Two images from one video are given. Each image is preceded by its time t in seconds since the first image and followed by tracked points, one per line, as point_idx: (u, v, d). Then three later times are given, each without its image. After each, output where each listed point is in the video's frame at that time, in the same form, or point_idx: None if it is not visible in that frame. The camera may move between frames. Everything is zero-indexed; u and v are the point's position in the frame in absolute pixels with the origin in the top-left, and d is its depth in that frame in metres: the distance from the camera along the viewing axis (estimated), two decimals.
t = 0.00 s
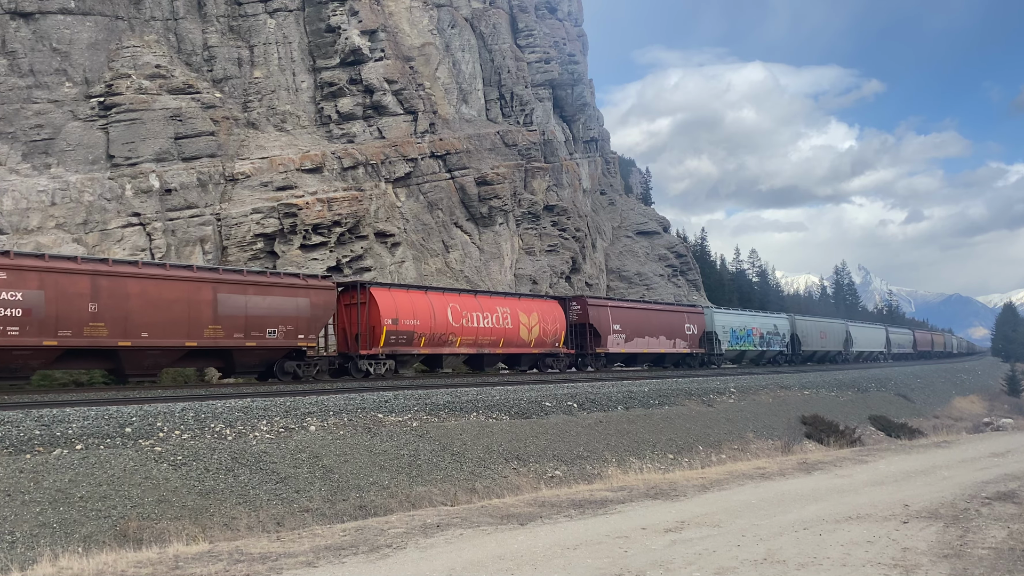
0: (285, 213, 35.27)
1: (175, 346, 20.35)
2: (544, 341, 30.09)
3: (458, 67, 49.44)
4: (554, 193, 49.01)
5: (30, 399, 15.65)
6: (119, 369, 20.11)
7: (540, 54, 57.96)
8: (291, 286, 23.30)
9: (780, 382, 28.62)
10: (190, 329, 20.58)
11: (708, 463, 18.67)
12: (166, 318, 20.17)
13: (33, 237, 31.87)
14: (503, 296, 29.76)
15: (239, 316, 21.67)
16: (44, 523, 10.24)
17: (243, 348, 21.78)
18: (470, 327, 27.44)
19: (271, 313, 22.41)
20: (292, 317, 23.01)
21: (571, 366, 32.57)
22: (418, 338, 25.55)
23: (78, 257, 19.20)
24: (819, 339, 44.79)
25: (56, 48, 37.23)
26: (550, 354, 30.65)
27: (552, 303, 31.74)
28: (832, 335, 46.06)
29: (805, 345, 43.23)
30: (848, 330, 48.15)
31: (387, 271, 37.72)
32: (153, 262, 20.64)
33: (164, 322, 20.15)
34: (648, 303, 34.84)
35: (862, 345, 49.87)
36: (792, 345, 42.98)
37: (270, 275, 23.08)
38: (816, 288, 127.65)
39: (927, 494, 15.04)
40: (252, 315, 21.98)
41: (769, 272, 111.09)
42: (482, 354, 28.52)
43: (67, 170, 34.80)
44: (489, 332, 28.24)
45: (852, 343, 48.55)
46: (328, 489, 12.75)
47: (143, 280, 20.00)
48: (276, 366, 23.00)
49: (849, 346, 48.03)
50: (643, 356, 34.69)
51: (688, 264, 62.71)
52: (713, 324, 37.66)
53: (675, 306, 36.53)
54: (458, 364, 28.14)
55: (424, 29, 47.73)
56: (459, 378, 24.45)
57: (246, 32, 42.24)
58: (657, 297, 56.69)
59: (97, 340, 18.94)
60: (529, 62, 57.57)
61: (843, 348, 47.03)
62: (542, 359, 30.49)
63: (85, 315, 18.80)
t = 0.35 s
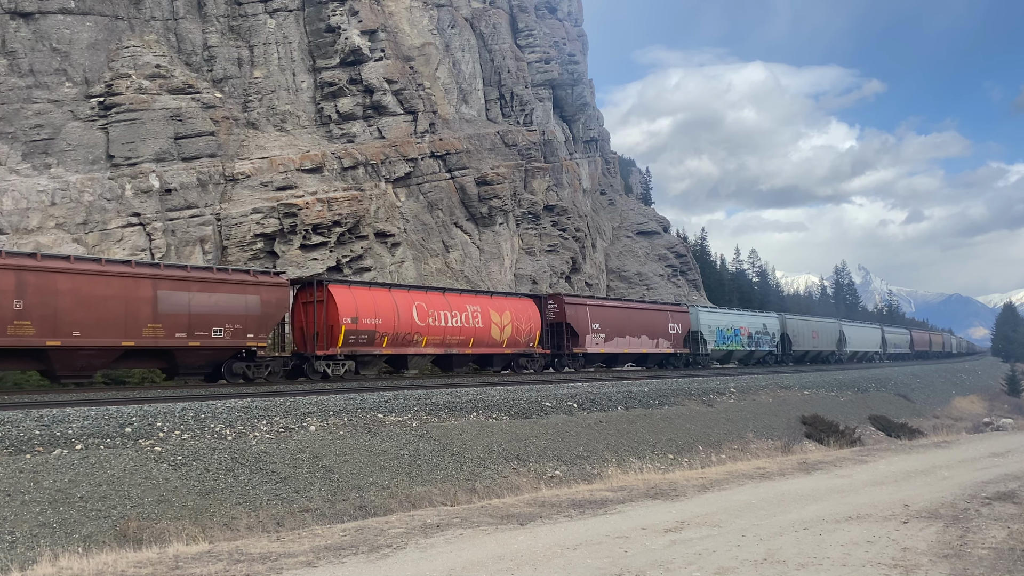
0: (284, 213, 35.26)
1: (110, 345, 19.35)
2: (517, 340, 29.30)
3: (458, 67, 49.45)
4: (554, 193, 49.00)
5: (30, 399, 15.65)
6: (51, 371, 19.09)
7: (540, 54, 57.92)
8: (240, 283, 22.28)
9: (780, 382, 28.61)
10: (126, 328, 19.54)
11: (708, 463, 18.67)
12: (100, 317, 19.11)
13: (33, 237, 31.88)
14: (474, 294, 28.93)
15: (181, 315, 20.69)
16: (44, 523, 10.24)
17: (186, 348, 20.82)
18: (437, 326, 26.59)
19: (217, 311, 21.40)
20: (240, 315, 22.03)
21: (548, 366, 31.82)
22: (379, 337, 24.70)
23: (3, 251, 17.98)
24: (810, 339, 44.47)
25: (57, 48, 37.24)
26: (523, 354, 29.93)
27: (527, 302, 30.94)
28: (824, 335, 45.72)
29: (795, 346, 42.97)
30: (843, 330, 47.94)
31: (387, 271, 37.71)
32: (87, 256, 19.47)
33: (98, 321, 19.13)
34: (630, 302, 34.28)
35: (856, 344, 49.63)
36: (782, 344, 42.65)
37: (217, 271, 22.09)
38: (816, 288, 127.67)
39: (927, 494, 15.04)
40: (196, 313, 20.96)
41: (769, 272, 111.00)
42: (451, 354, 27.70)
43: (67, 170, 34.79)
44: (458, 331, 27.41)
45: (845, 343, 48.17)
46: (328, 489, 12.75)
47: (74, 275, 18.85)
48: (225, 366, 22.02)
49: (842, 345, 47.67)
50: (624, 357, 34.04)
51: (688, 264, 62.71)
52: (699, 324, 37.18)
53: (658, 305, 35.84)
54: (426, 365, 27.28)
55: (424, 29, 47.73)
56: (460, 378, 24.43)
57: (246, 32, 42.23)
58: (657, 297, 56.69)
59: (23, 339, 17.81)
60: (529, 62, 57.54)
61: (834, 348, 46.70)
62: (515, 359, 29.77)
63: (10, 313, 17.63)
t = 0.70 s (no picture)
0: (284, 213, 35.25)
1: (36, 346, 18.12)
2: (486, 340, 28.34)
3: (458, 67, 49.46)
4: (554, 193, 48.97)
5: (30, 399, 15.66)
6: None
7: (540, 54, 57.90)
8: (179, 279, 21.08)
9: (780, 382, 28.61)
10: (52, 328, 18.31)
11: (708, 463, 18.66)
12: (22, 315, 17.85)
13: (33, 237, 31.88)
14: (440, 292, 27.89)
15: (114, 313, 19.53)
16: (44, 523, 10.24)
17: (120, 349, 19.64)
18: (400, 325, 25.58)
19: (152, 309, 20.21)
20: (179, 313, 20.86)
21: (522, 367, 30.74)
22: (336, 337, 23.69)
23: None
24: (800, 339, 44.14)
25: (57, 48, 37.24)
26: (494, 354, 29.02)
27: (498, 301, 29.82)
28: (815, 335, 45.33)
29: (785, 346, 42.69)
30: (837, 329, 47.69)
31: (387, 272, 37.70)
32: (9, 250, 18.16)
33: (21, 319, 17.86)
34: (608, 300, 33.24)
35: (850, 344, 49.29)
36: (772, 344, 42.17)
37: (155, 268, 20.92)
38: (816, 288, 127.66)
39: (927, 494, 15.04)
40: (130, 311, 19.78)
41: (769, 272, 110.96)
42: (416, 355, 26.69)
43: (67, 170, 34.80)
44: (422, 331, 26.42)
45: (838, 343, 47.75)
46: (328, 489, 12.75)
47: None
48: (164, 368, 20.87)
49: (835, 345, 47.25)
50: (603, 357, 33.10)
51: (688, 264, 62.71)
52: (683, 323, 36.43)
53: (640, 303, 34.82)
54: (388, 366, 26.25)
55: (424, 29, 47.72)
56: (460, 378, 24.43)
57: (246, 32, 42.22)
58: (658, 297, 56.70)
59: None
60: (529, 62, 57.53)
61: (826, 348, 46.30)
62: (485, 359, 28.84)
63: None
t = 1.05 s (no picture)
0: (284, 213, 35.25)
1: None
2: (451, 340, 27.21)
3: (458, 67, 49.46)
4: (554, 193, 48.97)
5: (30, 399, 15.65)
6: None
7: (540, 54, 57.88)
8: (109, 274, 19.64)
9: (780, 382, 28.61)
10: None
11: (708, 463, 18.66)
12: None
13: (33, 237, 31.88)
14: (402, 289, 26.66)
15: (35, 310, 18.15)
16: (44, 523, 10.24)
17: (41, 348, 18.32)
18: (356, 324, 24.40)
19: (78, 307, 18.85)
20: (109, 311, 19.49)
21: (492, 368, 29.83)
22: (284, 337, 22.51)
23: None
24: (790, 339, 43.67)
25: (56, 48, 37.23)
26: (461, 355, 27.88)
27: (466, 299, 28.90)
28: (806, 335, 44.86)
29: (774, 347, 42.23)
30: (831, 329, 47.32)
31: (387, 272, 37.67)
32: None
33: None
34: (585, 299, 32.42)
35: (843, 344, 48.88)
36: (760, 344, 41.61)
37: (82, 260, 19.39)
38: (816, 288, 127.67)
39: (927, 494, 15.04)
40: (53, 309, 18.42)
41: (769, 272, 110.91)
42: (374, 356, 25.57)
43: (67, 170, 34.78)
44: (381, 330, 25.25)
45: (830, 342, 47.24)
46: (328, 489, 12.75)
47: None
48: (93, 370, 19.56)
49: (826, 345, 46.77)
50: (579, 357, 32.25)
51: (688, 264, 62.70)
52: (665, 322, 35.60)
53: (619, 302, 33.85)
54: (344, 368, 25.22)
55: (424, 28, 47.70)
56: (460, 378, 24.41)
57: (246, 32, 42.20)
58: (658, 297, 56.70)
59: None
60: (529, 62, 57.51)
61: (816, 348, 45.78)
62: (451, 360, 27.68)
63: None
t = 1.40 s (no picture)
0: (284, 213, 35.27)
1: None
2: (415, 340, 26.02)
3: (458, 67, 49.45)
4: (554, 193, 48.95)
5: (30, 399, 15.66)
6: None
7: (540, 54, 57.87)
8: (32, 270, 18.79)
9: (780, 382, 28.60)
10: None
11: (708, 463, 18.66)
12: None
13: (33, 237, 31.90)
14: (363, 286, 25.49)
15: None
16: (44, 523, 10.24)
17: None
18: (308, 323, 23.29)
19: None
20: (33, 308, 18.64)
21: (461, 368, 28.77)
22: (228, 337, 21.44)
23: None
24: (779, 339, 42.85)
25: (57, 48, 37.23)
26: (426, 355, 26.71)
27: (433, 297, 27.79)
28: (796, 335, 44.06)
29: (763, 347, 41.42)
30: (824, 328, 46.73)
31: (387, 272, 37.63)
32: None
33: None
34: (560, 297, 31.47)
35: (836, 344, 48.31)
36: (748, 343, 40.89)
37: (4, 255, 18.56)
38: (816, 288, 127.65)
39: (928, 494, 15.04)
40: None
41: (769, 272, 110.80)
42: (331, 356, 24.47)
43: (67, 170, 34.78)
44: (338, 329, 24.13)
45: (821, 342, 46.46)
46: (328, 489, 12.75)
47: None
48: (17, 371, 18.61)
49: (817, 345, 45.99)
50: (554, 358, 31.25)
51: (688, 264, 62.68)
52: (646, 322, 34.74)
53: (596, 300, 33.00)
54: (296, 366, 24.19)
55: (424, 28, 47.69)
56: (461, 378, 24.42)
57: (246, 32, 42.19)
58: (658, 297, 56.70)
59: None
60: (529, 62, 57.50)
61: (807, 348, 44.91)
62: (415, 360, 26.50)
63: None
